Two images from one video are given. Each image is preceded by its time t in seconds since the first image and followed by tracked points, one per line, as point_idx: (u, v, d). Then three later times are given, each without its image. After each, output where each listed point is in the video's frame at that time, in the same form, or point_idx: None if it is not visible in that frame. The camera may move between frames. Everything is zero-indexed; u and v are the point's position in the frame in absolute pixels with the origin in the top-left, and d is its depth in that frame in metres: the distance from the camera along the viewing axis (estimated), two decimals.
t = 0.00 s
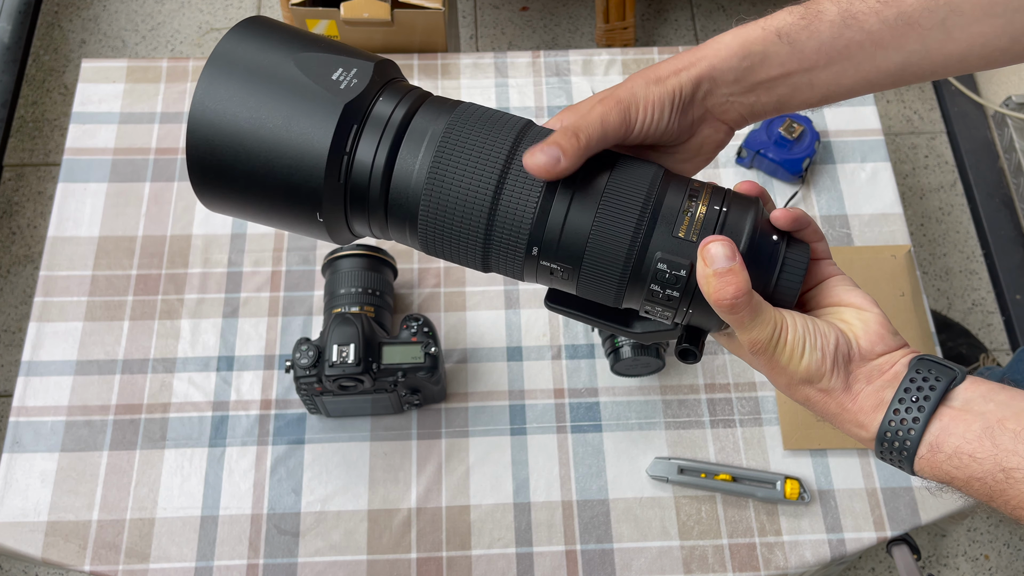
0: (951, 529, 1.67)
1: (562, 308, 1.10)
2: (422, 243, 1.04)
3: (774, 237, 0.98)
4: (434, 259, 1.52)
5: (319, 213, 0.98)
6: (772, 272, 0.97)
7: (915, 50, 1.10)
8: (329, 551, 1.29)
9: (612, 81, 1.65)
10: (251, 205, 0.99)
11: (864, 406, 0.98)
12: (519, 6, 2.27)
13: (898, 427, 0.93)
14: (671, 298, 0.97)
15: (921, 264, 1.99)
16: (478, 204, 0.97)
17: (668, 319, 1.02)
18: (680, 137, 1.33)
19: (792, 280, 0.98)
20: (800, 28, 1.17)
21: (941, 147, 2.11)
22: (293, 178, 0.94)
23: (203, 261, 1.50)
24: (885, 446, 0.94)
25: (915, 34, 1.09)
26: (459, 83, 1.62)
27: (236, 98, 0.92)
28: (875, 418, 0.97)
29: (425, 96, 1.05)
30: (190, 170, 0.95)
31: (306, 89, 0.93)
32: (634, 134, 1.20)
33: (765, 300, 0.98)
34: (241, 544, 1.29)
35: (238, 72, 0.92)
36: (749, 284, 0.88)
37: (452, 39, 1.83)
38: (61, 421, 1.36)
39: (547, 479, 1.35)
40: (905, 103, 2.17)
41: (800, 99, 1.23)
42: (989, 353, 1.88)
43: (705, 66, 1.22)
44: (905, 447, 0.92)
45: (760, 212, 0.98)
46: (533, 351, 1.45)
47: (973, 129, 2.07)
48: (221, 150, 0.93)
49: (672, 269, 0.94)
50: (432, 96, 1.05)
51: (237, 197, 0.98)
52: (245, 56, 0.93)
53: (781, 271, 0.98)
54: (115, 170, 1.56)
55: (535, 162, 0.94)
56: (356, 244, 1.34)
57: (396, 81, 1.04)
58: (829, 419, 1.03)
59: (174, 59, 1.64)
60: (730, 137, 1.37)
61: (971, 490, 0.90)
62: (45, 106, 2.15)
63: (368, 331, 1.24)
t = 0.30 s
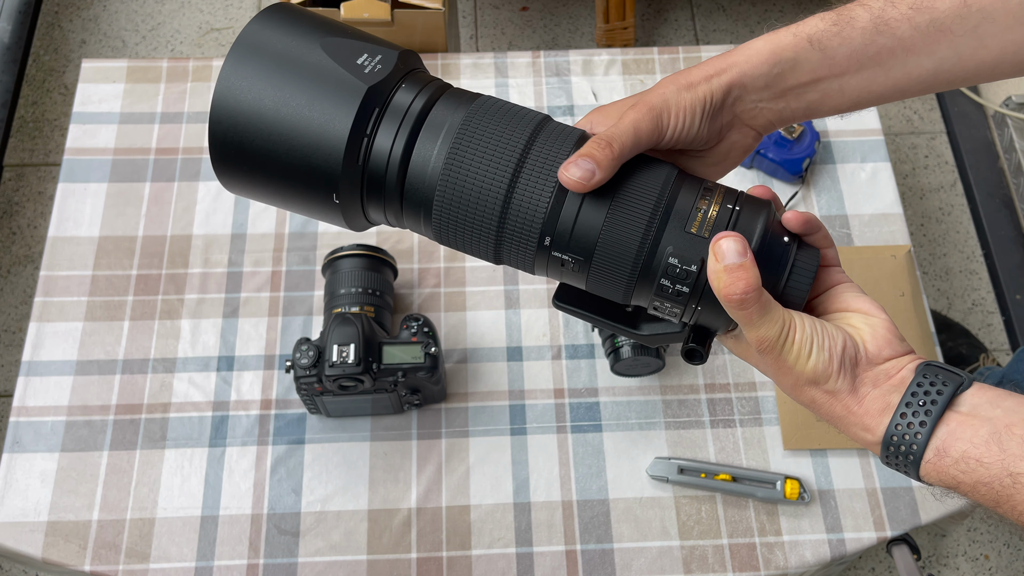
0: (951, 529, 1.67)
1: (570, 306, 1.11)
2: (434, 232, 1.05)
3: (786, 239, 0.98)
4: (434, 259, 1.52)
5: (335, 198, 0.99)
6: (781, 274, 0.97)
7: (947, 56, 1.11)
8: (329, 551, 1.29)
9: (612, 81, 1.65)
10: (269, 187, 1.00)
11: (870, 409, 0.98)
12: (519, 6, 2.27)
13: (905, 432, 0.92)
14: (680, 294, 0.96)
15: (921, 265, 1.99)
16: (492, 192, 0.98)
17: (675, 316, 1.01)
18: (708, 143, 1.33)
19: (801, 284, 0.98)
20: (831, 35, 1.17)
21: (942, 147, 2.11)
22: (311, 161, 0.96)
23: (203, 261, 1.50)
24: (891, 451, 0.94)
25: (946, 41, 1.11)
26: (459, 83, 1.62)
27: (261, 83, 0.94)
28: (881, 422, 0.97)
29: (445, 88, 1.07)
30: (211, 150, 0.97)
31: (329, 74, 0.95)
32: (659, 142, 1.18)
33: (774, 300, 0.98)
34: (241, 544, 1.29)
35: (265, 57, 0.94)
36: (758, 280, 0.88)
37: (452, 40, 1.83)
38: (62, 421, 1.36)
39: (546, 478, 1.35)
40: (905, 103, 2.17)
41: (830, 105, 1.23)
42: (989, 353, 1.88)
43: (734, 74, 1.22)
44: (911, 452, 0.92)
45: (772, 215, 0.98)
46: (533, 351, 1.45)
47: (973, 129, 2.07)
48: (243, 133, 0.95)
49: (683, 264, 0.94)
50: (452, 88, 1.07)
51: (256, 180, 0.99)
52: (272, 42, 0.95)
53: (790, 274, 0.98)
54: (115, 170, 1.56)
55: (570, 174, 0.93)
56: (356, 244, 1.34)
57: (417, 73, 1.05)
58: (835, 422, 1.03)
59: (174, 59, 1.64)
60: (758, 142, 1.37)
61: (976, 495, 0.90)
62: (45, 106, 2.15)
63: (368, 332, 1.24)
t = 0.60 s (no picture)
0: (951, 529, 1.67)
1: (563, 304, 1.12)
2: (434, 231, 1.05)
3: (777, 234, 0.99)
4: (434, 259, 1.52)
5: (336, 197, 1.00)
6: (773, 268, 0.98)
7: (926, 54, 1.09)
8: (329, 551, 1.29)
9: (612, 81, 1.65)
10: (268, 186, 1.01)
11: (860, 396, 0.98)
12: (519, 6, 2.27)
13: (892, 416, 0.93)
14: (677, 287, 0.98)
15: (921, 264, 1.99)
16: (491, 191, 0.98)
17: (671, 310, 1.03)
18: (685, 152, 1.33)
19: (791, 278, 1.00)
20: (809, 40, 1.16)
21: (942, 147, 2.11)
22: (312, 160, 0.96)
23: (203, 262, 1.50)
24: (880, 436, 0.94)
25: (925, 41, 1.08)
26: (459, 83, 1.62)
27: (263, 85, 0.94)
28: (871, 408, 0.97)
29: (443, 90, 1.07)
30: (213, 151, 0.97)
31: (329, 76, 0.95)
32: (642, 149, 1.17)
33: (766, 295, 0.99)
34: (241, 544, 1.29)
35: (266, 60, 0.94)
36: (747, 272, 0.89)
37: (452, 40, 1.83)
38: (61, 421, 1.36)
39: (546, 479, 1.35)
40: (905, 103, 2.17)
41: (812, 109, 1.23)
42: (989, 353, 1.88)
43: (715, 83, 1.22)
44: (899, 435, 0.93)
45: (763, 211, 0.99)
46: (533, 351, 1.45)
47: (973, 129, 2.07)
48: (245, 134, 0.95)
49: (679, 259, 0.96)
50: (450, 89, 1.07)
51: (257, 180, 1.00)
52: (273, 45, 0.95)
53: (781, 270, 0.99)
54: (115, 170, 1.56)
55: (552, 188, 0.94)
56: (356, 244, 1.34)
57: (415, 74, 1.06)
58: (827, 410, 1.03)
59: (174, 59, 1.64)
60: (737, 154, 1.37)
61: (962, 476, 0.89)
62: (45, 106, 2.15)
63: (368, 332, 1.24)
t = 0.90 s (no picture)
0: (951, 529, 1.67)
1: (545, 279, 1.17)
2: (432, 183, 1.07)
3: (760, 223, 1.00)
4: (434, 259, 1.52)
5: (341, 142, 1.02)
6: (749, 260, 0.99)
7: (920, 57, 1.09)
8: (329, 551, 1.29)
9: (612, 81, 1.65)
10: (279, 121, 1.02)
11: (858, 398, 0.98)
12: (519, 6, 2.27)
13: (893, 419, 0.93)
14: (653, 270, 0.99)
15: (921, 265, 1.99)
16: (492, 147, 1.00)
17: (648, 286, 1.03)
18: (681, 142, 1.32)
19: (764, 275, 1.00)
20: (804, 41, 1.18)
21: (941, 147, 2.11)
22: (321, 104, 0.98)
23: (203, 262, 1.50)
24: (880, 439, 0.94)
25: (919, 43, 1.09)
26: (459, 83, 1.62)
27: (288, 21, 0.95)
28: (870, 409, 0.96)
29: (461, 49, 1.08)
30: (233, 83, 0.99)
31: (351, 22, 0.96)
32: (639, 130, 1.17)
33: (730, 296, 1.02)
34: (241, 544, 1.29)
35: None
36: (673, 323, 1.02)
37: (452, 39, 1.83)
38: (62, 421, 1.37)
39: (546, 478, 1.35)
40: (905, 104, 2.18)
41: (805, 110, 1.23)
42: (989, 353, 1.88)
43: (718, 74, 1.23)
44: (900, 439, 0.92)
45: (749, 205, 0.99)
46: (533, 351, 1.45)
47: (972, 130, 2.08)
48: (263, 66, 0.96)
49: (665, 229, 0.96)
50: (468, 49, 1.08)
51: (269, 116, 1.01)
52: None
53: (757, 263, 1.00)
54: (115, 170, 1.56)
55: (556, 143, 0.96)
56: (356, 244, 1.34)
57: (436, 32, 1.06)
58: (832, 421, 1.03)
59: (174, 59, 1.64)
60: (733, 151, 1.37)
61: (971, 481, 0.89)
62: (45, 106, 2.15)
63: (368, 332, 1.24)
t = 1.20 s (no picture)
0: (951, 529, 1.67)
1: (538, 267, 1.18)
2: (433, 162, 1.07)
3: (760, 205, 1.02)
4: (434, 259, 1.53)
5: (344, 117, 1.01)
6: (750, 241, 1.00)
7: (909, 52, 1.10)
8: (329, 551, 1.29)
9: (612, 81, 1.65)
10: (282, 102, 1.03)
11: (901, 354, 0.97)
12: (519, 6, 2.27)
13: (945, 369, 0.93)
14: (654, 247, 1.00)
15: (921, 265, 1.99)
16: (494, 123, 0.99)
17: (651, 261, 1.02)
18: (679, 128, 1.33)
19: (766, 253, 1.01)
20: (797, 35, 1.19)
21: (941, 147, 2.11)
22: (324, 79, 0.97)
23: (203, 262, 1.50)
24: (930, 390, 0.93)
25: (908, 38, 1.09)
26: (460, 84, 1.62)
27: None
28: (915, 362, 0.96)
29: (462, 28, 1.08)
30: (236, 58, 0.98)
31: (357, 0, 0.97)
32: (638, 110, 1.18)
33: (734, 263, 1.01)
34: (241, 544, 1.29)
35: None
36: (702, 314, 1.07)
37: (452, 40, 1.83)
38: (62, 421, 1.37)
39: (546, 478, 1.35)
40: (905, 104, 2.18)
41: (798, 101, 1.23)
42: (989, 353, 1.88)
43: (717, 61, 1.26)
44: (952, 389, 0.92)
45: (750, 186, 1.00)
46: (533, 351, 1.45)
47: (972, 130, 2.08)
48: (266, 46, 0.96)
49: (672, 197, 0.97)
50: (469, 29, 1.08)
51: (272, 92, 1.01)
52: None
53: (756, 244, 1.01)
54: (115, 170, 1.56)
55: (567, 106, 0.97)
56: (356, 244, 1.34)
57: (439, 11, 1.06)
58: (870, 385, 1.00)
59: (174, 59, 1.64)
60: (732, 141, 1.37)
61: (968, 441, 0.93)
62: (45, 106, 2.15)
63: (368, 332, 1.24)
